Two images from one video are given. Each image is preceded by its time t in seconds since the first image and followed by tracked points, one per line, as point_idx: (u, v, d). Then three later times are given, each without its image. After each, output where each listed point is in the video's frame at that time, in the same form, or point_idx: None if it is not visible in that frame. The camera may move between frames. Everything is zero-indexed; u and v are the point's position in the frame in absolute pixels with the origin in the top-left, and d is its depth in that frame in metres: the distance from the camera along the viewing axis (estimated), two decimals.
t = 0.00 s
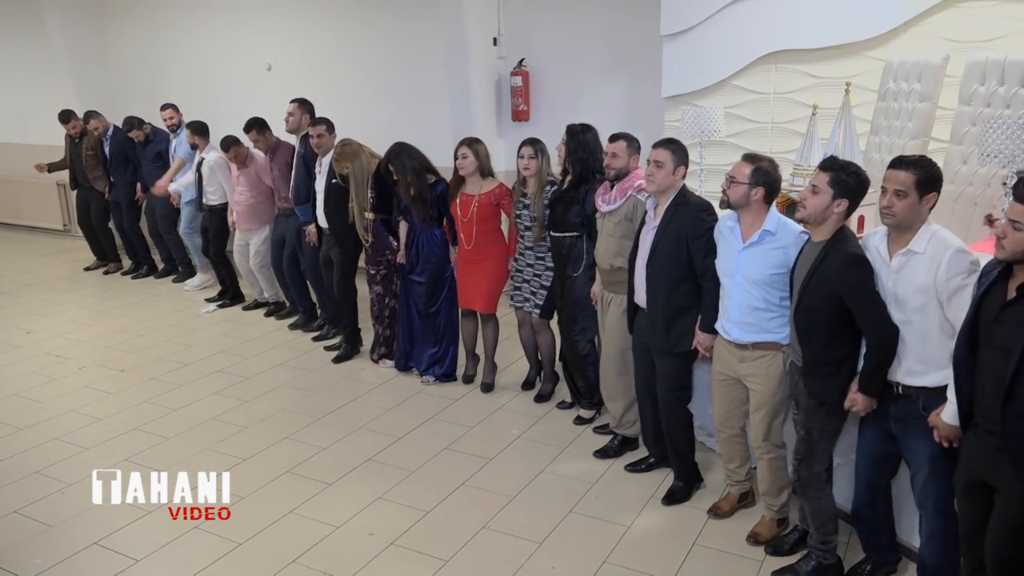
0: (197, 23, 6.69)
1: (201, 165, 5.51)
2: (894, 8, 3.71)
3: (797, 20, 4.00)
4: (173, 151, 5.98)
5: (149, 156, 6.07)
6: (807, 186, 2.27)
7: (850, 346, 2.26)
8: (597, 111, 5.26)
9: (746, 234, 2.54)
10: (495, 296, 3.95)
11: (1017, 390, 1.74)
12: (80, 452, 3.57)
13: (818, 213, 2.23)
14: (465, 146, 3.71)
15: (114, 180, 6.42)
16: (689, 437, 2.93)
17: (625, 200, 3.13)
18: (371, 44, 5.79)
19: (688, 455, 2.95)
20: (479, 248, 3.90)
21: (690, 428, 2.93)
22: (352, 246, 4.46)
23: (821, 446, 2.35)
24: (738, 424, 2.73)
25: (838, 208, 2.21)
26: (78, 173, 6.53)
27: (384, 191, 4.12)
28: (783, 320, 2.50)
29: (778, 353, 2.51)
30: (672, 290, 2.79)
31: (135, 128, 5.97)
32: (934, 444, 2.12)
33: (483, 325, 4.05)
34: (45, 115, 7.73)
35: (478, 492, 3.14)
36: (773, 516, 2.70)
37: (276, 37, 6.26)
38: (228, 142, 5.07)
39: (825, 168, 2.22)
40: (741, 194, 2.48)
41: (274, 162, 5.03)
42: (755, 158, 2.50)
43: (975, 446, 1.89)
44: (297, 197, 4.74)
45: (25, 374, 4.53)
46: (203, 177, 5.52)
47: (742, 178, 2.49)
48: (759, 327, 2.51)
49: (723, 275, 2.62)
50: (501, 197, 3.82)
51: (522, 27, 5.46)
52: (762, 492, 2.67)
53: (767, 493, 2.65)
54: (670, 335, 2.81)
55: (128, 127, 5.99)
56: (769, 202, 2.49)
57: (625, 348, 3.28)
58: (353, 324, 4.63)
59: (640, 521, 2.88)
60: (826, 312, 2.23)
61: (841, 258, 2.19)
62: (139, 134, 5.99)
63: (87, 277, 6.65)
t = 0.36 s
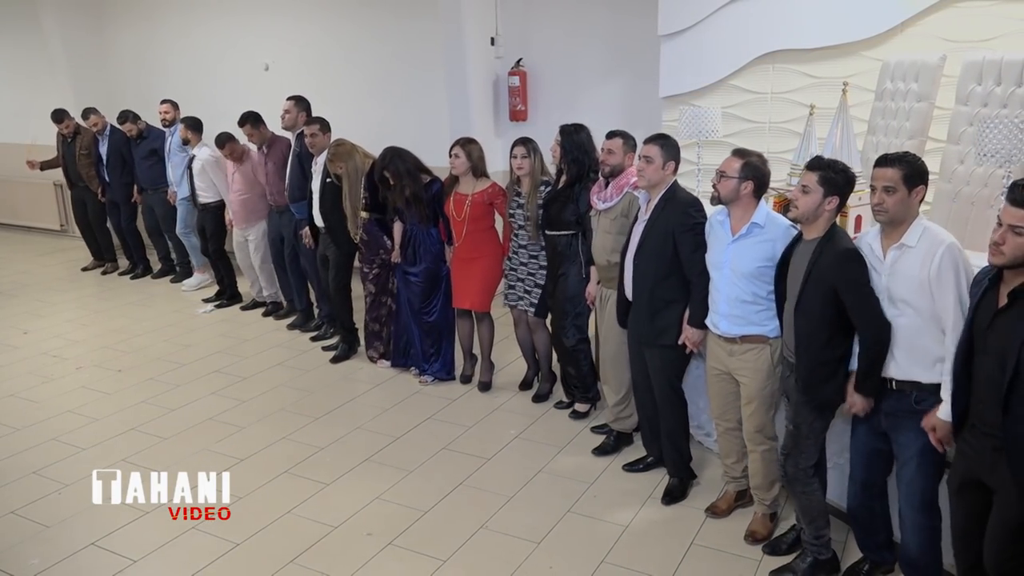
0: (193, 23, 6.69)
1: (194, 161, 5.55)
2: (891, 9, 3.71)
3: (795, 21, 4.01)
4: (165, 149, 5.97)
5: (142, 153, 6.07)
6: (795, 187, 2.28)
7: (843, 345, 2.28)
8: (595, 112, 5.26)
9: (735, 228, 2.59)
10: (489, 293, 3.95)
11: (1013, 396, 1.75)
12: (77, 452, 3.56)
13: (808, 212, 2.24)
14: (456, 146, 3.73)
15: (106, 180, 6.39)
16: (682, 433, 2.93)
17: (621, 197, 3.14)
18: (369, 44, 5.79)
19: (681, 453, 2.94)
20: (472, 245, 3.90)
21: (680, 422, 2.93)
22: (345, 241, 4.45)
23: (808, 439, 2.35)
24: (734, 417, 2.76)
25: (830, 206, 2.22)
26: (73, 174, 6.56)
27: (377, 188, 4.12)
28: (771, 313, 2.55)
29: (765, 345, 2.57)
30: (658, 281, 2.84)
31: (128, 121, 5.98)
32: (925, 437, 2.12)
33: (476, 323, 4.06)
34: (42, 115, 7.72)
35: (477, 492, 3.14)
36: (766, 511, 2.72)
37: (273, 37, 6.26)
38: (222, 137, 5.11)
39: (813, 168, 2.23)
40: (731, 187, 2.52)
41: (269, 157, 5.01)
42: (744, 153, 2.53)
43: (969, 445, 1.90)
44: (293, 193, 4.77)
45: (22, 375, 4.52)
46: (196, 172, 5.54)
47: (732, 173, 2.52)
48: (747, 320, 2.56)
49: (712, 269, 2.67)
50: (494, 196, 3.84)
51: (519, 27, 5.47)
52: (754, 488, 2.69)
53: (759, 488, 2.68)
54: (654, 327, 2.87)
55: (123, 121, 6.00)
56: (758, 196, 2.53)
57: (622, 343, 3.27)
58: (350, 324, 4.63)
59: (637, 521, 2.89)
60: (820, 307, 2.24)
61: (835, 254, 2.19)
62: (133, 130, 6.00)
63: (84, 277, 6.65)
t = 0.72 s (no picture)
0: (187, 23, 6.68)
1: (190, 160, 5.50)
2: (884, 9, 3.72)
3: (790, 21, 4.01)
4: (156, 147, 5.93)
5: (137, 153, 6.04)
6: (784, 184, 2.32)
7: (838, 346, 2.28)
8: (590, 111, 5.26)
9: (730, 228, 2.58)
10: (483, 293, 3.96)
11: (1013, 392, 1.73)
12: (72, 453, 3.56)
13: (798, 208, 2.27)
14: (450, 146, 3.73)
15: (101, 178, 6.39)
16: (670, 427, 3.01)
17: (615, 195, 3.16)
18: (364, 43, 5.78)
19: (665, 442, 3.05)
20: (468, 246, 3.92)
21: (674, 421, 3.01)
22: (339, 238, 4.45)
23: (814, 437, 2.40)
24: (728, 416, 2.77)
25: (819, 201, 2.25)
26: (67, 172, 6.53)
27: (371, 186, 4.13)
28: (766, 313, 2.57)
29: (760, 347, 2.58)
30: (656, 282, 2.85)
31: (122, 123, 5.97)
32: (919, 438, 2.13)
33: (469, 321, 4.07)
34: (35, 115, 7.69)
35: (473, 492, 3.14)
36: (746, 500, 2.80)
37: (268, 37, 6.25)
38: (216, 132, 5.14)
39: (802, 164, 2.28)
40: (727, 185, 2.52)
41: (266, 154, 5.01)
42: (739, 152, 2.55)
43: (968, 444, 1.90)
44: (287, 192, 4.75)
45: (16, 375, 4.51)
46: (192, 171, 5.51)
47: (728, 172, 2.53)
48: (742, 319, 2.58)
49: (707, 269, 2.66)
50: (489, 198, 3.86)
51: (514, 26, 5.46)
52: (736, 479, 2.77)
53: (742, 480, 2.75)
54: (654, 327, 2.87)
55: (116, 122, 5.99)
56: (754, 195, 2.53)
57: (615, 342, 3.32)
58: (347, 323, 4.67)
59: (633, 520, 2.89)
60: (815, 305, 2.25)
61: (828, 255, 2.21)
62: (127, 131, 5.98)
63: (78, 278, 6.63)
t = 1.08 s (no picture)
0: (174, 23, 6.64)
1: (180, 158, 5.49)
2: (870, 8, 3.74)
3: (776, 20, 4.04)
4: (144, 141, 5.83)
5: (123, 151, 6.02)
6: (770, 183, 2.34)
7: (821, 343, 2.31)
8: (578, 110, 5.27)
9: (722, 228, 2.61)
10: (475, 293, 3.96)
11: (1005, 386, 1.78)
12: (59, 455, 3.53)
13: (782, 208, 2.30)
14: (439, 146, 3.75)
15: (87, 177, 6.33)
16: (662, 425, 3.02)
17: (601, 196, 3.17)
18: (352, 43, 5.76)
19: (658, 441, 3.06)
20: (458, 246, 3.92)
21: (664, 418, 3.01)
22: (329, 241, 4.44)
23: (809, 435, 2.41)
24: (702, 413, 2.80)
25: (801, 200, 2.27)
26: (50, 169, 6.49)
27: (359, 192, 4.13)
28: (756, 312, 2.58)
29: (750, 347, 2.60)
30: (651, 284, 2.85)
31: (108, 119, 5.91)
32: (909, 441, 2.14)
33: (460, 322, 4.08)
34: (20, 115, 7.63)
35: (464, 491, 3.14)
36: (735, 498, 2.82)
37: (255, 36, 6.22)
38: (207, 127, 5.13)
39: (785, 164, 2.29)
40: (719, 189, 2.53)
41: (253, 153, 4.97)
42: (729, 154, 2.55)
43: (961, 439, 1.91)
44: (274, 191, 4.72)
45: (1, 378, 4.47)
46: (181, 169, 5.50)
47: (719, 175, 2.54)
48: (732, 319, 2.59)
49: (698, 269, 2.70)
50: (480, 196, 3.86)
51: (503, 26, 5.46)
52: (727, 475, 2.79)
53: (731, 475, 2.77)
54: (651, 324, 2.87)
55: (102, 119, 5.92)
56: (745, 194, 2.55)
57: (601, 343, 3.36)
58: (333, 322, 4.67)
59: (623, 518, 2.89)
60: (803, 303, 2.26)
61: (818, 253, 2.22)
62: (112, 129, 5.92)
63: (64, 279, 6.58)
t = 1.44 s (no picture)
0: (158, 22, 6.60)
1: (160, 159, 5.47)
2: (855, 7, 3.76)
3: (762, 20, 4.06)
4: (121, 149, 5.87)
5: (99, 153, 5.98)
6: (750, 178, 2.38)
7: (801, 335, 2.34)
8: (566, 109, 5.27)
9: (701, 223, 2.62)
10: (459, 290, 3.98)
11: (977, 372, 1.86)
12: (44, 457, 3.50)
13: (758, 202, 2.33)
14: (422, 144, 3.76)
15: (67, 178, 6.31)
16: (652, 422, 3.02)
17: (587, 195, 3.20)
18: (338, 43, 5.75)
19: (648, 438, 3.05)
20: (443, 243, 3.93)
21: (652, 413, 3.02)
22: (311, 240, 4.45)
23: (792, 426, 2.45)
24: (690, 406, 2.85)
25: (775, 195, 2.30)
26: (27, 172, 6.41)
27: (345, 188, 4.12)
28: (735, 305, 2.61)
29: (729, 339, 2.64)
30: (632, 280, 2.87)
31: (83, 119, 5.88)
32: (884, 428, 2.16)
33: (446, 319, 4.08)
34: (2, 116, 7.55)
35: (453, 490, 3.14)
36: (723, 495, 2.82)
37: (241, 35, 6.19)
38: (189, 124, 5.20)
39: (764, 160, 2.32)
40: (703, 192, 2.54)
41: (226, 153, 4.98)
42: (698, 155, 2.56)
43: (933, 428, 1.99)
44: (258, 191, 4.73)
45: None
46: (161, 172, 5.48)
47: (697, 179, 2.54)
48: (713, 312, 2.62)
49: (679, 264, 2.71)
50: (462, 194, 3.87)
51: (489, 26, 5.45)
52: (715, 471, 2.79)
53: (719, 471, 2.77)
54: (631, 322, 2.90)
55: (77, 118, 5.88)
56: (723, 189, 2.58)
57: (589, 339, 3.38)
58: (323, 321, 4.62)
59: (611, 516, 2.90)
60: (782, 297, 2.31)
61: (790, 246, 2.27)
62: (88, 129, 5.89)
63: (48, 280, 6.52)
